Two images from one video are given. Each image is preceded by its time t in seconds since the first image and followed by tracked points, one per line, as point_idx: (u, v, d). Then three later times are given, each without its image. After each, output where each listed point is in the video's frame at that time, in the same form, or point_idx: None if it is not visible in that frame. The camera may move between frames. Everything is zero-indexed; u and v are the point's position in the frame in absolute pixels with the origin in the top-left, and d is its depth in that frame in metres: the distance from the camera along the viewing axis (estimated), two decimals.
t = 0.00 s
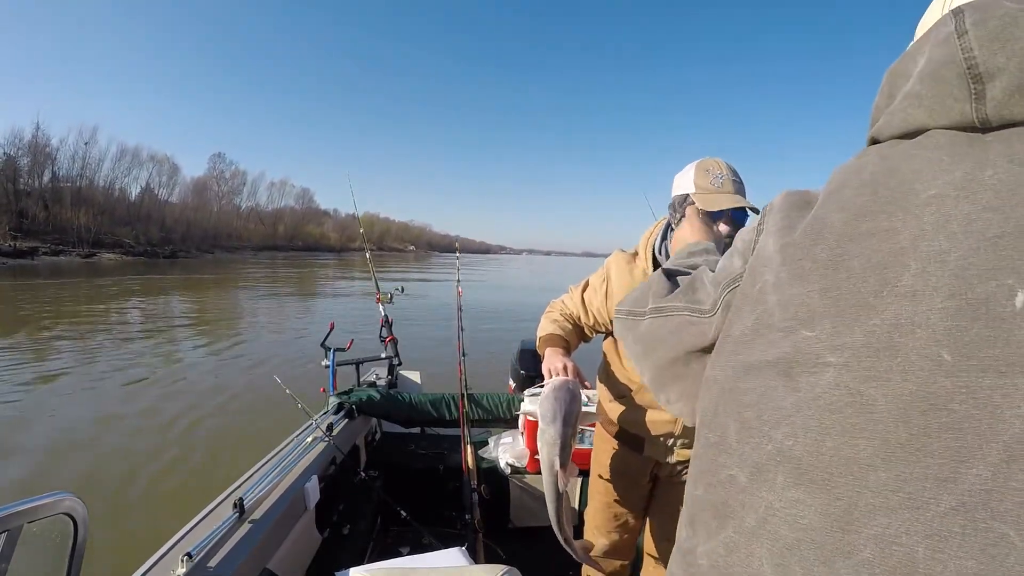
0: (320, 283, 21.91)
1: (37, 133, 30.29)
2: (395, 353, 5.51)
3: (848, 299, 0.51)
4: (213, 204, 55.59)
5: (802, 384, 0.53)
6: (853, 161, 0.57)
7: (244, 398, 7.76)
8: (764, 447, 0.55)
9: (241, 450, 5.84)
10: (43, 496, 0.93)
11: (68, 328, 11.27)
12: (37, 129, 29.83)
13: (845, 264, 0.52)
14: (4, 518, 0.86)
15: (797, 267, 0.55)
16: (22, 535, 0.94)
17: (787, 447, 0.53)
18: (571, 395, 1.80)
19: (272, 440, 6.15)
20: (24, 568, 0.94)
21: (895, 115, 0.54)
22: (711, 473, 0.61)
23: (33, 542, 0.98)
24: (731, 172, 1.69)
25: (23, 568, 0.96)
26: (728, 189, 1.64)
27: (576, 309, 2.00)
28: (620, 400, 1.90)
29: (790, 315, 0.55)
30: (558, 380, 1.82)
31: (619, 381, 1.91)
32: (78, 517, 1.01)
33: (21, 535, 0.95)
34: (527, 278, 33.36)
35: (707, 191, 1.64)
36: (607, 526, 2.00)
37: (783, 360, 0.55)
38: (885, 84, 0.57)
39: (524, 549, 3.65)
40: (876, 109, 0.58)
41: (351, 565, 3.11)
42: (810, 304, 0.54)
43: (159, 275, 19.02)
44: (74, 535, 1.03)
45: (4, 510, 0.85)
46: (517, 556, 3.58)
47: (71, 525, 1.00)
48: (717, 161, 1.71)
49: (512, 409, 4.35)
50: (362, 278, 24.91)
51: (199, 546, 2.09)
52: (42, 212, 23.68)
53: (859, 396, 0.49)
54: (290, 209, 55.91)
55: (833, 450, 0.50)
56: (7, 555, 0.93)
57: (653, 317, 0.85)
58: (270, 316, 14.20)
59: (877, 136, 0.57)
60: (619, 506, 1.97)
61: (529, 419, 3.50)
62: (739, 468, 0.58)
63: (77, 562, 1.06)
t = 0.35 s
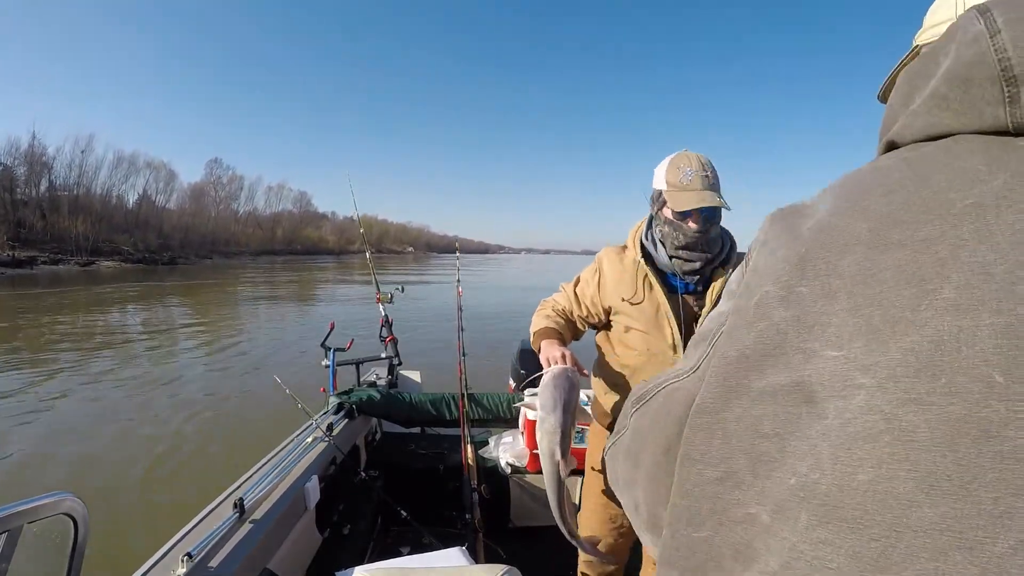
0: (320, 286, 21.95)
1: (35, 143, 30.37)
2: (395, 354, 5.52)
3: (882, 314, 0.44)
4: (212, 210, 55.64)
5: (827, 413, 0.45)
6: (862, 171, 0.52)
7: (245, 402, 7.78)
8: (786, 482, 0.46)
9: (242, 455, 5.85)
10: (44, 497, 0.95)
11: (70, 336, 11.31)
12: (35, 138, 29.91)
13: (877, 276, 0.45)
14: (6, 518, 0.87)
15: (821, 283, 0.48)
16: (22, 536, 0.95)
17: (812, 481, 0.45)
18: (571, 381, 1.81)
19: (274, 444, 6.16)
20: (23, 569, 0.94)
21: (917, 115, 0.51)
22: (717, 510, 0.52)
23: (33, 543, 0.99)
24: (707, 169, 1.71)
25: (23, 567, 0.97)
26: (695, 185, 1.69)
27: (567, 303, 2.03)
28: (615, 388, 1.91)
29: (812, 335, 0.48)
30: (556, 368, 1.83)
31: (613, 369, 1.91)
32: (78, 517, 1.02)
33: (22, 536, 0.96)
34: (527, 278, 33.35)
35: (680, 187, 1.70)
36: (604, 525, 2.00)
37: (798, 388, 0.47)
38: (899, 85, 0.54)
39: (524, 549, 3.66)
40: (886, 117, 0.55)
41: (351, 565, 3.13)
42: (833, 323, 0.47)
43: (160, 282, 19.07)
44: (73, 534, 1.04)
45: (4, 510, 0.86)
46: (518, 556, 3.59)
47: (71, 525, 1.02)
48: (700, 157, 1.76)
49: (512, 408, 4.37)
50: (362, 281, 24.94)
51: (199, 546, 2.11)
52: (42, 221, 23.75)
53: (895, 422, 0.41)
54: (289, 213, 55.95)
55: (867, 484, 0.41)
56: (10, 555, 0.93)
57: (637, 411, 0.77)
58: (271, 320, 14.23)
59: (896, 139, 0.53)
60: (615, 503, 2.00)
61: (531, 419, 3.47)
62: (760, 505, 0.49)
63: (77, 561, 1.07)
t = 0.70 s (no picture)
0: (319, 286, 21.95)
1: (35, 140, 30.34)
2: (395, 354, 5.53)
3: (987, 332, 0.37)
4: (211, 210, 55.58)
5: (917, 450, 0.39)
6: (936, 179, 0.46)
7: (244, 401, 7.77)
8: (868, 533, 0.41)
9: (240, 455, 5.83)
10: (44, 497, 0.96)
11: (68, 334, 11.29)
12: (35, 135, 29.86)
13: (978, 288, 0.38)
14: (5, 518, 0.88)
15: (906, 297, 0.42)
16: (23, 536, 0.96)
17: (903, 536, 0.39)
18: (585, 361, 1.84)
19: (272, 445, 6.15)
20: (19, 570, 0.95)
21: (993, 106, 0.45)
22: (778, 563, 0.48)
23: (33, 543, 1.00)
24: (673, 194, 1.87)
25: (21, 568, 0.97)
26: (660, 217, 1.83)
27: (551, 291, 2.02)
28: (601, 371, 1.94)
29: (897, 359, 0.41)
30: (567, 351, 1.81)
31: (597, 353, 1.95)
32: (78, 518, 1.03)
33: (22, 537, 0.96)
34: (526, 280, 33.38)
35: (645, 214, 1.86)
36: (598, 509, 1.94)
37: (879, 423, 0.42)
38: (956, 73, 0.49)
39: (524, 549, 3.66)
40: (949, 105, 0.50)
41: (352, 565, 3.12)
42: (924, 342, 0.40)
43: (159, 280, 19.04)
44: (73, 535, 1.05)
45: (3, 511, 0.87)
46: (518, 556, 3.59)
47: (71, 525, 1.03)
48: (666, 183, 1.88)
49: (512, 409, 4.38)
50: (361, 282, 24.94)
51: (199, 546, 2.11)
52: (41, 219, 23.69)
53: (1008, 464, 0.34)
54: (288, 213, 55.92)
55: (982, 545, 0.34)
56: (8, 556, 0.94)
57: (691, 473, 0.65)
58: (270, 320, 14.22)
59: (959, 133, 0.48)
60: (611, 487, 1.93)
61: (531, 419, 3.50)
62: (829, 560, 0.44)
63: (77, 561, 1.07)
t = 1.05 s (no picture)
0: (320, 281, 21.97)
1: (42, 124, 30.41)
2: (395, 353, 5.55)
3: None
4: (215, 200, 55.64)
5: None
6: None
7: (242, 393, 7.78)
8: None
9: (236, 447, 5.83)
10: (44, 495, 0.98)
11: (68, 319, 11.30)
12: (42, 118, 29.92)
13: None
14: (7, 516, 0.91)
15: None
16: (23, 534, 0.99)
17: None
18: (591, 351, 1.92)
19: (268, 438, 6.15)
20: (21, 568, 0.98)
21: None
22: None
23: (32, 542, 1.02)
24: (688, 218, 1.85)
25: (24, 568, 1.00)
26: (673, 240, 1.85)
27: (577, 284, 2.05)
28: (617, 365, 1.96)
29: None
30: (575, 340, 1.89)
31: (610, 346, 1.98)
32: (77, 517, 1.07)
33: (21, 532, 0.99)
34: (526, 283, 33.43)
35: (662, 233, 1.87)
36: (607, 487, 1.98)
37: None
38: None
39: (523, 550, 3.67)
40: None
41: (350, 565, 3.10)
42: None
43: (160, 268, 19.06)
44: (72, 532, 1.07)
45: (5, 509, 0.90)
46: (517, 556, 3.60)
47: (70, 523, 1.06)
48: (684, 207, 1.86)
49: (512, 410, 4.40)
50: (362, 278, 24.98)
51: (198, 546, 2.12)
52: (44, 202, 23.71)
53: None
54: (291, 207, 55.98)
55: None
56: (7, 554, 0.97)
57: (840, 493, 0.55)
58: (269, 313, 14.23)
59: None
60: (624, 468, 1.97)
61: (529, 419, 3.59)
62: None
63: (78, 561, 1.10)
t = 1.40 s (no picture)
0: (322, 281, 21.98)
1: (46, 124, 30.49)
2: (395, 353, 5.54)
3: None
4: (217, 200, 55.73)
5: None
6: None
7: (244, 393, 7.78)
8: None
9: (237, 448, 5.82)
10: (44, 496, 0.97)
11: (72, 318, 11.33)
12: (46, 118, 29.99)
13: None
14: (7, 517, 0.90)
15: None
16: (21, 535, 0.98)
17: None
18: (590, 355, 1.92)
19: (270, 438, 6.15)
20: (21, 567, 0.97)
21: None
22: None
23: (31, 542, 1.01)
24: (687, 233, 1.80)
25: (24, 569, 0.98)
26: (672, 254, 1.81)
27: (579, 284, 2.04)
28: (614, 358, 1.98)
29: None
30: (573, 345, 1.89)
31: (608, 343, 2.00)
32: (77, 518, 1.06)
33: (20, 534, 0.98)
34: (528, 283, 33.39)
35: (660, 246, 1.83)
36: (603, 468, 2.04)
37: None
38: None
39: (523, 549, 3.66)
40: None
41: (350, 565, 3.09)
42: None
43: (163, 268, 19.10)
44: (72, 533, 1.07)
45: (4, 510, 0.88)
46: (517, 556, 3.59)
47: (71, 524, 1.05)
48: (682, 223, 1.81)
49: (512, 410, 4.39)
50: (363, 278, 24.99)
51: (198, 547, 2.12)
52: (48, 202, 23.77)
53: None
54: (294, 207, 56.04)
55: None
56: (7, 555, 0.96)
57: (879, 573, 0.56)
58: (271, 313, 14.24)
59: None
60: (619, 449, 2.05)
61: (530, 420, 3.62)
62: None
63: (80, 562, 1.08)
